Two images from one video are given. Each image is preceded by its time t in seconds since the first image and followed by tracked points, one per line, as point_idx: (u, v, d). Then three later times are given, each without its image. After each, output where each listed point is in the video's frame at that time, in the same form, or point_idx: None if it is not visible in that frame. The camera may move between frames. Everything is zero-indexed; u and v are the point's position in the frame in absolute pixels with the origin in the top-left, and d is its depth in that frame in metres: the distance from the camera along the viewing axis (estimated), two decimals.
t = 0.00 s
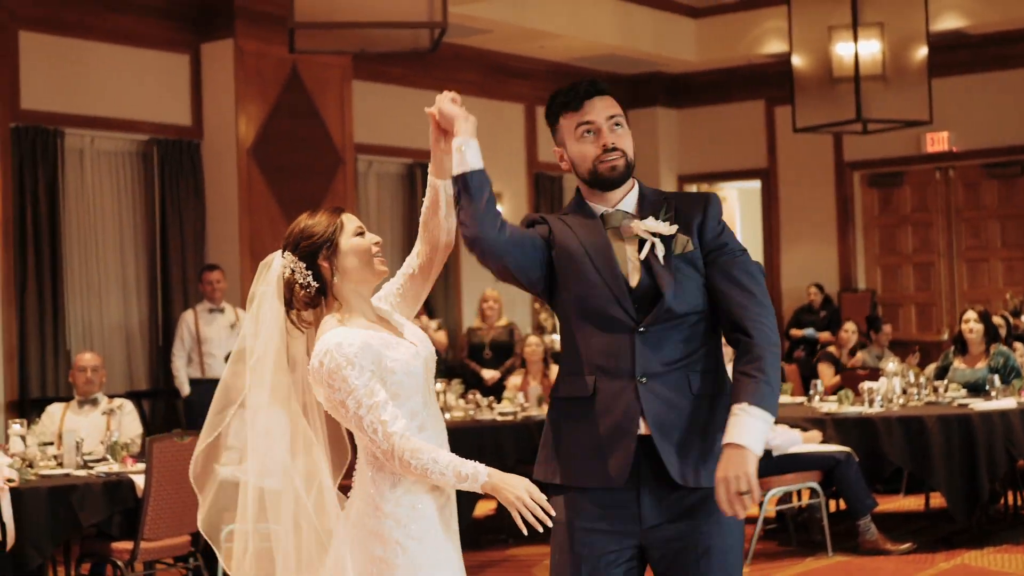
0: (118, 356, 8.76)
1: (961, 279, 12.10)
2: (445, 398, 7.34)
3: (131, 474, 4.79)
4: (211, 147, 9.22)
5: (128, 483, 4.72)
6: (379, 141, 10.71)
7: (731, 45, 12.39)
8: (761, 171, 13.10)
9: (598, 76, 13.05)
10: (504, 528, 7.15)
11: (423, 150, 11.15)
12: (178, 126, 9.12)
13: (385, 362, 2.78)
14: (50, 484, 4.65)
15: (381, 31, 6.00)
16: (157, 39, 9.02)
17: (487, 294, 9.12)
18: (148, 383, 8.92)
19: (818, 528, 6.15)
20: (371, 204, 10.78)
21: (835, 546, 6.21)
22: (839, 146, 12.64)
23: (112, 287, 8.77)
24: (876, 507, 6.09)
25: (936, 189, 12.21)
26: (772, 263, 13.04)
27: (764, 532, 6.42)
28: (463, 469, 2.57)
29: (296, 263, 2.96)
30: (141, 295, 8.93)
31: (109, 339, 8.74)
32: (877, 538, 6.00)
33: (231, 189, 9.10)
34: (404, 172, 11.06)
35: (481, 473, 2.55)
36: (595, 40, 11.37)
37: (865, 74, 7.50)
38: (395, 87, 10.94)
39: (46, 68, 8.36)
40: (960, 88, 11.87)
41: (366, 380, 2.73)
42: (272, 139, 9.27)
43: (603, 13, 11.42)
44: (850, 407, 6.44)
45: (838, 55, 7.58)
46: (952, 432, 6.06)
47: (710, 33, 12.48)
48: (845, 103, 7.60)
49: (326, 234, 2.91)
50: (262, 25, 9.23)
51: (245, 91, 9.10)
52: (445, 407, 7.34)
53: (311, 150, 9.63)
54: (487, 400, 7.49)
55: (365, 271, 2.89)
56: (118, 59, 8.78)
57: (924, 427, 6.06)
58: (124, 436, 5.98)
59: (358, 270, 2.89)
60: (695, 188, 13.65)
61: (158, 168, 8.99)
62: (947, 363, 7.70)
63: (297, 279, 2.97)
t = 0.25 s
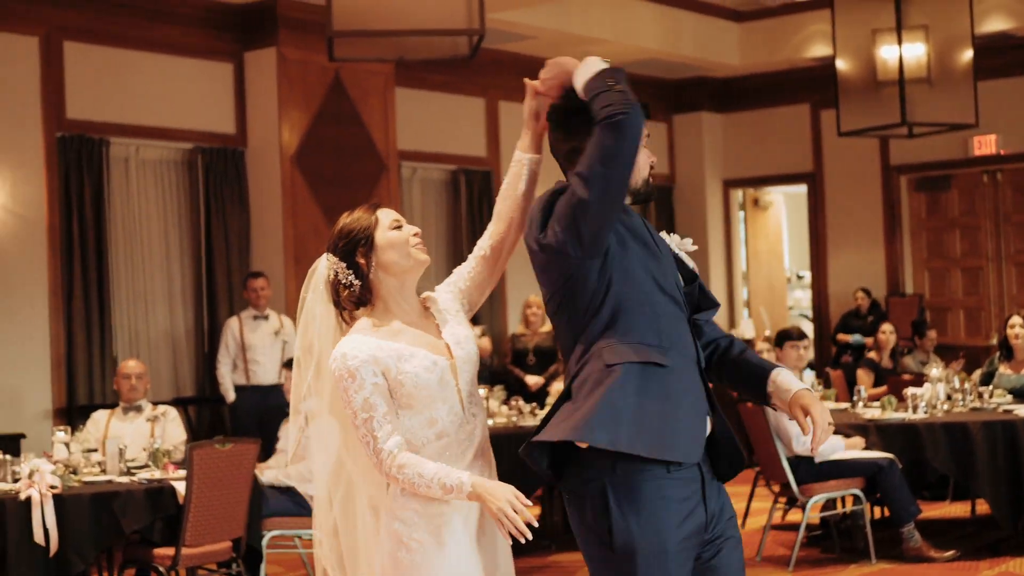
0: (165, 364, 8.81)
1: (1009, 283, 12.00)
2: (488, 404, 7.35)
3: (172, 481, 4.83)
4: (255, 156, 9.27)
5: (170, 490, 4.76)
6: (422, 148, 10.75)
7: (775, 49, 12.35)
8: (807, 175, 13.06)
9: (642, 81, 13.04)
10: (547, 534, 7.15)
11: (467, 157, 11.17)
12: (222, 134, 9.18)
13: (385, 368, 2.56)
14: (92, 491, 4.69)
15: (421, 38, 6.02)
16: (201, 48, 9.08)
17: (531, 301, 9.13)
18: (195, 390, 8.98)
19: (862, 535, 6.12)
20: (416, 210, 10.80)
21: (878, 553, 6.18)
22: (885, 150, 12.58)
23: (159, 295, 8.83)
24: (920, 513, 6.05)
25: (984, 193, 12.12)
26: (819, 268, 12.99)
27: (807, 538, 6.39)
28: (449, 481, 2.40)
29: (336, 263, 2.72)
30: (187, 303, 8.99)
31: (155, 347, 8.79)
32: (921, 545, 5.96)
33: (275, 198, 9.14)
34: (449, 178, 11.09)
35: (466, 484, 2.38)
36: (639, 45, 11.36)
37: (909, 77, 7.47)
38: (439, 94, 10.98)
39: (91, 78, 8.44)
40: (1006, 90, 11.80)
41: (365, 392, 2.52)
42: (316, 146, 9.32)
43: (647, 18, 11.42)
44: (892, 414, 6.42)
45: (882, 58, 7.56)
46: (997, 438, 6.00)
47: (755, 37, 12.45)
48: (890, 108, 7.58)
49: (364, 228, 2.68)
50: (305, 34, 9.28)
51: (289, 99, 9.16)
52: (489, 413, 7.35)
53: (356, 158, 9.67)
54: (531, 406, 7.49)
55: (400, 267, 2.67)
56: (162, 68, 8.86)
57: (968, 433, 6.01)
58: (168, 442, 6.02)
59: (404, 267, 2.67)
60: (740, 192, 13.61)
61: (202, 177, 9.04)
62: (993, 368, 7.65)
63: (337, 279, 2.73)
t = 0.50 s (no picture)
0: (213, 357, 8.87)
1: None
2: (532, 401, 7.36)
3: (214, 473, 4.87)
4: (306, 151, 9.32)
5: (211, 482, 4.80)
6: (473, 145, 10.77)
7: (831, 49, 12.30)
8: (861, 176, 12.99)
9: (696, 80, 13.01)
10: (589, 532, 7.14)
11: (518, 154, 11.19)
12: (274, 130, 9.24)
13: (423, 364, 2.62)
14: (134, 482, 4.73)
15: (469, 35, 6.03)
16: (254, 44, 9.15)
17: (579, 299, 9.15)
18: (244, 383, 9.03)
19: (904, 539, 6.08)
20: (467, 207, 10.83)
21: (920, 557, 6.14)
22: (940, 151, 12.50)
23: (209, 288, 8.89)
24: (963, 518, 5.99)
25: None
26: (871, 270, 12.92)
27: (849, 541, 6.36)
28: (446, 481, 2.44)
29: (378, 246, 2.75)
30: (237, 297, 9.06)
31: (204, 340, 8.85)
32: (964, 550, 5.88)
33: (325, 193, 9.19)
34: (500, 175, 11.11)
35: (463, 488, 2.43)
36: (694, 44, 11.35)
37: (962, 79, 7.42)
38: (492, 91, 11.01)
39: (145, 73, 8.52)
40: None
41: (381, 387, 2.57)
42: (367, 143, 9.37)
43: (701, 16, 11.40)
44: (937, 417, 6.38)
45: (935, 60, 7.53)
46: None
47: (810, 37, 12.40)
48: (943, 109, 7.53)
49: (412, 222, 2.70)
50: (359, 30, 9.34)
51: (341, 95, 9.21)
52: (533, 410, 7.36)
53: (408, 155, 9.72)
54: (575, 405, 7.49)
55: (441, 271, 2.68)
56: (215, 63, 8.93)
57: (1013, 437, 5.95)
58: (212, 435, 6.07)
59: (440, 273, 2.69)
60: (793, 193, 13.56)
61: (253, 171, 9.09)
62: None
63: (373, 262, 2.77)
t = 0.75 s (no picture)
0: (260, 339, 8.92)
1: None
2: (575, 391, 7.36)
3: (254, 454, 4.89)
4: (356, 136, 9.35)
5: (251, 463, 4.82)
6: (524, 134, 10.77)
7: (886, 43, 12.22)
8: (914, 171, 12.90)
9: (750, 72, 12.96)
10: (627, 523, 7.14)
11: (569, 144, 11.18)
12: (325, 115, 9.28)
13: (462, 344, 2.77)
14: (175, 461, 4.76)
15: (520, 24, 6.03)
16: (307, 30, 9.19)
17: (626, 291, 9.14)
18: (289, 366, 9.08)
19: (944, 536, 6.05)
20: (517, 196, 10.83)
21: (961, 554, 6.11)
22: (995, 148, 12.40)
23: (256, 271, 8.95)
24: (1005, 517, 5.96)
25: None
26: (922, 266, 12.84)
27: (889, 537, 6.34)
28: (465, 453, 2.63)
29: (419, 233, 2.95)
30: (284, 280, 9.12)
31: (251, 323, 8.90)
32: (1005, 550, 5.87)
33: (374, 179, 9.21)
34: (550, 164, 11.10)
35: (487, 460, 2.63)
36: (748, 37, 11.31)
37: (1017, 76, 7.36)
38: (544, 80, 11.01)
39: (198, 56, 8.57)
40: None
41: (411, 363, 2.73)
42: (418, 130, 9.39)
43: (755, 8, 11.34)
44: (982, 415, 6.34)
45: (992, 56, 7.47)
46: None
47: (866, 31, 12.32)
48: (997, 105, 7.45)
49: (454, 217, 2.86)
50: (412, 18, 9.36)
51: (392, 82, 9.24)
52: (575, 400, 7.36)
53: (459, 143, 9.74)
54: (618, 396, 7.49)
55: (475, 271, 2.85)
56: (267, 48, 8.97)
57: None
58: (255, 417, 6.11)
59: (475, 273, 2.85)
60: (845, 187, 13.48)
61: (303, 155, 9.14)
62: None
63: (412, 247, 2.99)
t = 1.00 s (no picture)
0: (300, 311, 8.97)
1: None
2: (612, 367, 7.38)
3: (290, 425, 4.93)
4: (397, 110, 9.37)
5: (287, 433, 4.86)
6: (565, 110, 10.76)
7: (932, 23, 12.14)
8: (958, 152, 12.82)
9: (794, 51, 12.90)
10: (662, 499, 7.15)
11: (611, 120, 11.16)
12: (367, 89, 9.31)
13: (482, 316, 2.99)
14: (212, 430, 4.81)
15: None
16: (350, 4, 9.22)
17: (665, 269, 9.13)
18: (329, 339, 9.13)
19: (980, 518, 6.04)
20: (558, 172, 10.84)
21: (996, 536, 6.10)
22: None
23: (297, 244, 9.00)
24: None
25: None
26: (964, 248, 12.77)
27: (924, 518, 6.33)
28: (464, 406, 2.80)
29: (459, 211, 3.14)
30: (325, 253, 9.15)
31: (291, 295, 8.95)
32: None
33: (414, 154, 9.24)
34: (592, 140, 11.09)
35: (489, 424, 2.73)
36: (793, 15, 11.26)
37: None
38: (587, 56, 10.99)
39: (242, 29, 8.61)
40: None
41: (443, 338, 2.95)
42: (459, 105, 9.41)
43: None
44: (1019, 397, 6.32)
45: None
46: None
47: (912, 10, 12.25)
48: None
49: (487, 198, 3.02)
50: None
51: (434, 57, 9.26)
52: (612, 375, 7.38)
53: (501, 118, 9.74)
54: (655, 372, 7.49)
55: (503, 249, 3.02)
56: (311, 22, 9.00)
57: None
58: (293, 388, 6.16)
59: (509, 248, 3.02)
60: (888, 168, 13.42)
61: (345, 129, 9.17)
62: None
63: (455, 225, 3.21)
